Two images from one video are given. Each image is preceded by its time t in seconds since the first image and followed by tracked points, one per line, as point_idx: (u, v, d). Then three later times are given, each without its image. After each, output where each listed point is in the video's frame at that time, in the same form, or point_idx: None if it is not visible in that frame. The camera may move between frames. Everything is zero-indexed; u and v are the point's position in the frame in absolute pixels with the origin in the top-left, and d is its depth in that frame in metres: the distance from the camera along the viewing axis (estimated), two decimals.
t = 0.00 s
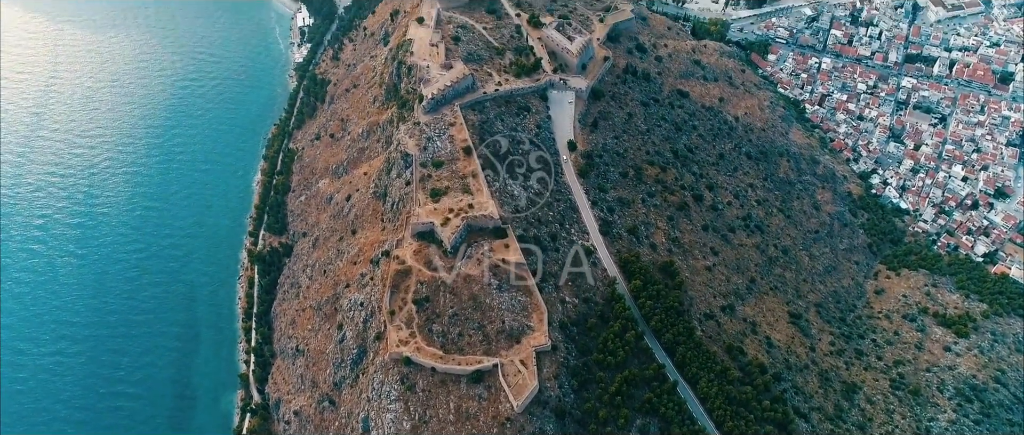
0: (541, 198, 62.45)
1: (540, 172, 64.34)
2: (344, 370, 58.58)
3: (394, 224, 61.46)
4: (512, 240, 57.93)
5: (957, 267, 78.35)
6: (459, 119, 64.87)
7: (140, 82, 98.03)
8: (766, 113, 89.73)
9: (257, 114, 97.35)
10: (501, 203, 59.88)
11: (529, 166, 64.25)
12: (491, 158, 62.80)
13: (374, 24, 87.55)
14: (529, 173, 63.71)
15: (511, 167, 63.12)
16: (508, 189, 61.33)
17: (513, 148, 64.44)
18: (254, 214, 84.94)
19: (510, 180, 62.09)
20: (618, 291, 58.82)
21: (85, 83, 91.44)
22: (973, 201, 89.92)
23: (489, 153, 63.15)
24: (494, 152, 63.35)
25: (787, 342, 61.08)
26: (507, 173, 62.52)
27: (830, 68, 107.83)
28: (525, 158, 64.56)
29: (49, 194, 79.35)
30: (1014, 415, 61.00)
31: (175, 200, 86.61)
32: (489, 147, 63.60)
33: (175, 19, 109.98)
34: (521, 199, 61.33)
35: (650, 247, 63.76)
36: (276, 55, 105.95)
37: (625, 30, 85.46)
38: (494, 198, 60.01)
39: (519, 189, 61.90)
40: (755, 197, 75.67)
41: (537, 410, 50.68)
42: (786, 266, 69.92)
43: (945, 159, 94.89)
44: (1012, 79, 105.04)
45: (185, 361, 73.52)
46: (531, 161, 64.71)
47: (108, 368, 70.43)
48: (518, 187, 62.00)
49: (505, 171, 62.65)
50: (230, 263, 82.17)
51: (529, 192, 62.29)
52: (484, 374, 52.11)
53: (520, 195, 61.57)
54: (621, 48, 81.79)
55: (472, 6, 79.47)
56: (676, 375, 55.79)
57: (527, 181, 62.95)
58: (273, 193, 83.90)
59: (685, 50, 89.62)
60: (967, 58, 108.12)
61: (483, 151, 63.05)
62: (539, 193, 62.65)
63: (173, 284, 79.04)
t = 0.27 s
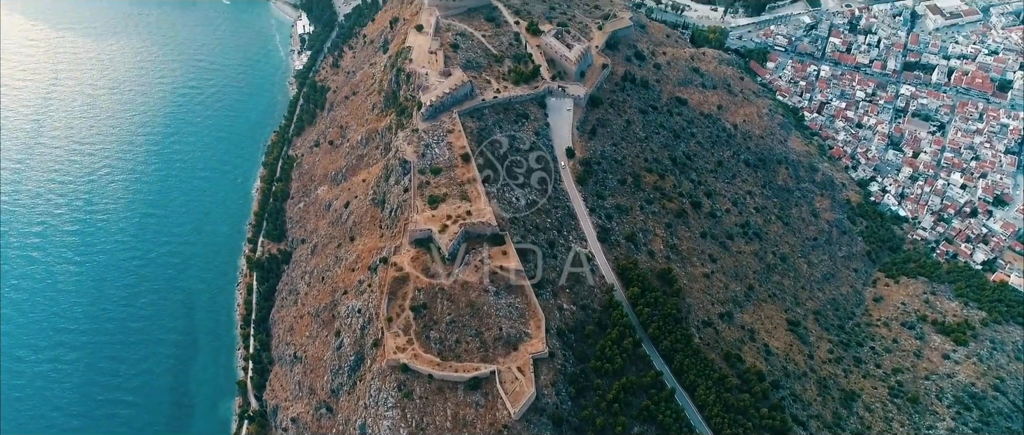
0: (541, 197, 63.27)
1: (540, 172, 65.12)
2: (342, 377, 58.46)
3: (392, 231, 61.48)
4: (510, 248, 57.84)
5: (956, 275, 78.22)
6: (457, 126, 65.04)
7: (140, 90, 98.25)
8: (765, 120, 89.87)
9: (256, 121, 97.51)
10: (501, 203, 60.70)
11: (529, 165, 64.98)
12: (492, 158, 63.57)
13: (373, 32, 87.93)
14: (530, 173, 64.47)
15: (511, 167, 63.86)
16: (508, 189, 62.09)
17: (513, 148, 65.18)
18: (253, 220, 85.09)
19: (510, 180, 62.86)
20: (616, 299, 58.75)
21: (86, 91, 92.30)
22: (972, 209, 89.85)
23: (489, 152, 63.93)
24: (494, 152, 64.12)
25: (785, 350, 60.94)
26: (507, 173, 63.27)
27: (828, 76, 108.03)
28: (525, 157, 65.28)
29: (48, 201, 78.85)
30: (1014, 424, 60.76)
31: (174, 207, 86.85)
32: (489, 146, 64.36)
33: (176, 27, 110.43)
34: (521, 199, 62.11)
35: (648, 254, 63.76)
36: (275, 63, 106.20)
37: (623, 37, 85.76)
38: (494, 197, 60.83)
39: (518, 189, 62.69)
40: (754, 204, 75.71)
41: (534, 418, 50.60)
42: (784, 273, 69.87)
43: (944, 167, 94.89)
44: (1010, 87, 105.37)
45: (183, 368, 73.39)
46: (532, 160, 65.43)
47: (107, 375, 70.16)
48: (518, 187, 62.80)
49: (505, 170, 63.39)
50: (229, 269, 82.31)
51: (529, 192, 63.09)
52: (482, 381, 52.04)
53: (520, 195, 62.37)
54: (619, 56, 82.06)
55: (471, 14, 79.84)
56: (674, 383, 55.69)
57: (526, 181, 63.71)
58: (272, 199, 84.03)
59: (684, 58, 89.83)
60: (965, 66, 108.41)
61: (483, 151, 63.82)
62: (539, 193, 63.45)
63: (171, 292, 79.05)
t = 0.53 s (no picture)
0: (540, 197, 64.18)
1: (540, 171, 65.99)
2: (338, 385, 58.33)
3: (389, 238, 61.49)
4: (506, 255, 57.81)
5: (954, 283, 78.16)
6: (454, 135, 65.26)
7: (139, 99, 98.55)
8: (762, 129, 90.09)
9: (255, 129, 97.76)
10: (502, 203, 61.54)
11: (529, 165, 65.87)
12: (492, 158, 64.54)
13: (372, 40, 88.32)
14: (530, 173, 65.33)
15: (511, 166, 64.76)
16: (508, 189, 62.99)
17: (513, 149, 66.15)
18: (251, 228, 85.21)
19: (510, 179, 63.73)
20: (612, 307, 58.70)
21: (85, 99, 92.31)
22: (969, 217, 89.89)
23: (490, 152, 64.92)
24: (495, 151, 65.09)
25: (782, 358, 60.85)
26: (507, 173, 64.14)
27: (825, 85, 108.39)
28: (525, 157, 66.23)
29: (45, 209, 78.13)
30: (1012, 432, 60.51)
31: (172, 215, 87.00)
32: (489, 147, 65.42)
33: (177, 35, 110.80)
34: (521, 199, 63.01)
35: (645, 262, 63.76)
36: (275, 71, 106.52)
37: (620, 46, 86.13)
38: (495, 197, 61.73)
39: (519, 189, 63.58)
40: (751, 212, 75.81)
41: (529, 426, 50.53)
42: (781, 281, 69.85)
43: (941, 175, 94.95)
44: (1007, 96, 105.72)
45: (180, 376, 73.34)
46: (531, 160, 66.39)
47: (103, 385, 70.30)
48: (519, 187, 63.68)
49: (505, 170, 64.28)
50: (226, 277, 82.41)
51: (529, 192, 63.96)
52: (477, 389, 51.94)
53: (520, 194, 63.28)
54: (616, 65, 82.39)
55: (469, 23, 80.25)
56: (670, 391, 55.57)
57: (526, 180, 64.56)
58: (270, 207, 84.16)
59: (681, 66, 90.16)
60: (962, 75, 108.82)
61: (484, 151, 64.78)
62: (539, 193, 64.28)
63: (170, 300, 79.06)
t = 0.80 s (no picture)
0: (540, 197, 65.08)
1: (540, 172, 66.83)
2: (333, 394, 58.16)
3: (385, 246, 61.53)
4: (502, 263, 57.89)
5: (951, 292, 78.12)
6: (451, 143, 65.43)
7: (138, 107, 98.80)
8: (759, 138, 90.26)
9: (255, 138, 98.03)
10: (502, 202, 62.44)
11: (529, 166, 66.78)
12: (493, 157, 65.61)
13: (370, 49, 88.65)
14: (530, 173, 66.20)
15: (511, 166, 65.75)
16: (509, 188, 63.89)
17: (513, 149, 67.25)
18: (249, 236, 85.26)
19: (511, 179, 64.63)
20: (609, 315, 58.68)
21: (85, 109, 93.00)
22: (967, 225, 89.99)
23: (490, 152, 65.98)
24: (494, 152, 66.19)
25: (779, 366, 60.73)
26: (507, 173, 65.01)
27: (823, 94, 108.66)
28: (525, 158, 67.23)
29: (44, 218, 78.23)
30: None
31: (170, 223, 87.03)
32: (489, 147, 66.48)
33: (178, 44, 111.38)
34: (521, 199, 63.86)
35: (642, 270, 63.78)
36: (274, 80, 106.89)
37: (618, 55, 86.46)
38: (495, 196, 62.64)
39: (519, 189, 64.48)
40: (748, 220, 75.89)
41: None
42: (778, 290, 69.81)
43: (939, 184, 95.09)
44: (1004, 104, 106.70)
45: (176, 385, 73.14)
46: (532, 161, 67.34)
47: (99, 395, 69.80)
48: (519, 187, 64.54)
49: (505, 170, 65.16)
50: (224, 285, 82.38)
51: (529, 192, 64.86)
52: (473, 398, 51.81)
53: (520, 194, 64.18)
54: (614, 73, 82.69)
55: (466, 32, 80.60)
56: (667, 400, 55.44)
57: (527, 181, 65.45)
58: (268, 215, 84.23)
59: (678, 75, 90.48)
60: (959, 84, 109.19)
61: (484, 152, 65.81)
62: (538, 193, 65.15)
63: (167, 309, 78.88)
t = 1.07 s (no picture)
0: (540, 197, 65.85)
1: (540, 172, 67.69)
2: (330, 401, 58.04)
3: (383, 253, 61.55)
4: (499, 270, 57.96)
5: (949, 299, 78.09)
6: (449, 150, 65.57)
7: (137, 115, 99.16)
8: (757, 145, 90.41)
9: (254, 145, 98.20)
10: (502, 201, 63.25)
11: (529, 166, 67.67)
12: (493, 157, 66.51)
13: (369, 56, 88.95)
14: (530, 173, 67.07)
15: (511, 165, 66.69)
16: (510, 188, 64.65)
17: (513, 148, 68.19)
18: (246, 244, 85.35)
19: (511, 179, 65.44)
20: (606, 322, 58.60)
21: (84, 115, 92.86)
22: (965, 233, 90.07)
23: (490, 153, 66.83)
24: (495, 151, 67.13)
25: (777, 374, 60.64)
26: (508, 172, 65.84)
27: (820, 101, 108.91)
28: (525, 158, 68.13)
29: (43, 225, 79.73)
30: None
31: (168, 230, 86.94)
32: (489, 147, 67.30)
33: (178, 51, 111.72)
34: (521, 199, 64.70)
35: (639, 277, 63.76)
36: (274, 88, 107.14)
37: (616, 62, 86.70)
38: (496, 195, 63.43)
39: (519, 189, 65.29)
40: (746, 227, 75.93)
41: None
42: (776, 297, 69.77)
43: (936, 191, 95.23)
44: (1001, 112, 106.83)
45: (173, 392, 72.96)
46: (531, 161, 68.27)
47: (95, 402, 70.20)
48: (519, 187, 65.37)
49: (505, 169, 66.05)
50: (222, 292, 82.31)
51: (529, 192, 65.66)
52: (470, 405, 51.69)
53: (520, 194, 64.99)
54: (611, 81, 82.94)
55: (464, 39, 80.88)
56: (664, 407, 55.33)
57: (527, 181, 66.24)
58: (266, 223, 84.29)
59: (676, 82, 90.70)
60: (956, 91, 109.52)
61: (484, 151, 66.74)
62: (538, 193, 65.98)
63: (165, 316, 78.82)
